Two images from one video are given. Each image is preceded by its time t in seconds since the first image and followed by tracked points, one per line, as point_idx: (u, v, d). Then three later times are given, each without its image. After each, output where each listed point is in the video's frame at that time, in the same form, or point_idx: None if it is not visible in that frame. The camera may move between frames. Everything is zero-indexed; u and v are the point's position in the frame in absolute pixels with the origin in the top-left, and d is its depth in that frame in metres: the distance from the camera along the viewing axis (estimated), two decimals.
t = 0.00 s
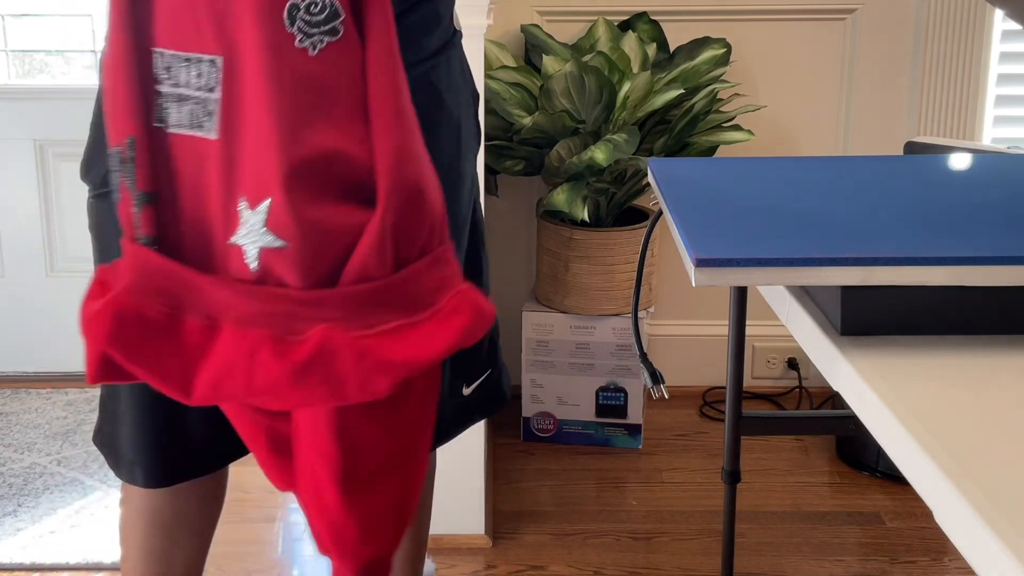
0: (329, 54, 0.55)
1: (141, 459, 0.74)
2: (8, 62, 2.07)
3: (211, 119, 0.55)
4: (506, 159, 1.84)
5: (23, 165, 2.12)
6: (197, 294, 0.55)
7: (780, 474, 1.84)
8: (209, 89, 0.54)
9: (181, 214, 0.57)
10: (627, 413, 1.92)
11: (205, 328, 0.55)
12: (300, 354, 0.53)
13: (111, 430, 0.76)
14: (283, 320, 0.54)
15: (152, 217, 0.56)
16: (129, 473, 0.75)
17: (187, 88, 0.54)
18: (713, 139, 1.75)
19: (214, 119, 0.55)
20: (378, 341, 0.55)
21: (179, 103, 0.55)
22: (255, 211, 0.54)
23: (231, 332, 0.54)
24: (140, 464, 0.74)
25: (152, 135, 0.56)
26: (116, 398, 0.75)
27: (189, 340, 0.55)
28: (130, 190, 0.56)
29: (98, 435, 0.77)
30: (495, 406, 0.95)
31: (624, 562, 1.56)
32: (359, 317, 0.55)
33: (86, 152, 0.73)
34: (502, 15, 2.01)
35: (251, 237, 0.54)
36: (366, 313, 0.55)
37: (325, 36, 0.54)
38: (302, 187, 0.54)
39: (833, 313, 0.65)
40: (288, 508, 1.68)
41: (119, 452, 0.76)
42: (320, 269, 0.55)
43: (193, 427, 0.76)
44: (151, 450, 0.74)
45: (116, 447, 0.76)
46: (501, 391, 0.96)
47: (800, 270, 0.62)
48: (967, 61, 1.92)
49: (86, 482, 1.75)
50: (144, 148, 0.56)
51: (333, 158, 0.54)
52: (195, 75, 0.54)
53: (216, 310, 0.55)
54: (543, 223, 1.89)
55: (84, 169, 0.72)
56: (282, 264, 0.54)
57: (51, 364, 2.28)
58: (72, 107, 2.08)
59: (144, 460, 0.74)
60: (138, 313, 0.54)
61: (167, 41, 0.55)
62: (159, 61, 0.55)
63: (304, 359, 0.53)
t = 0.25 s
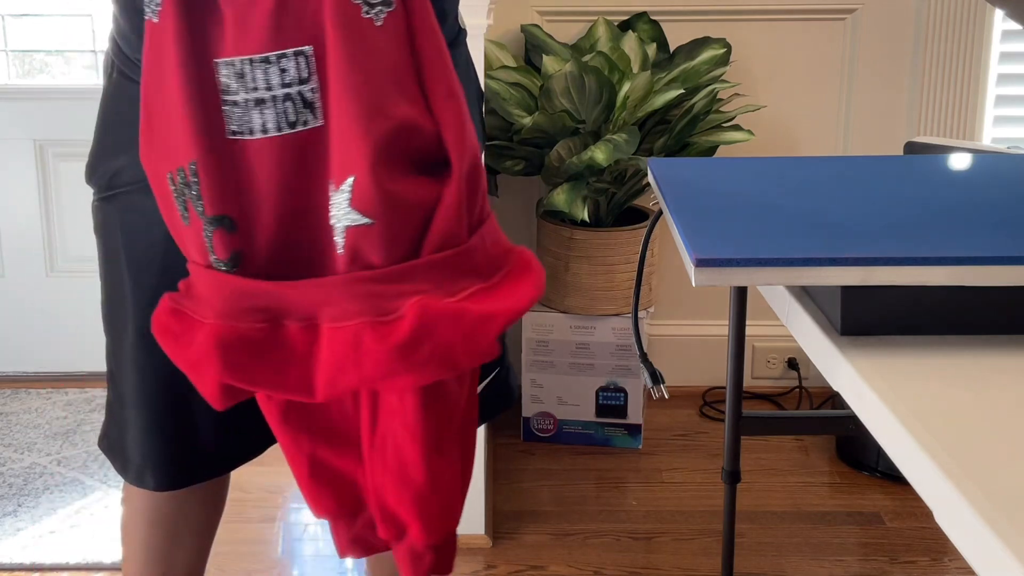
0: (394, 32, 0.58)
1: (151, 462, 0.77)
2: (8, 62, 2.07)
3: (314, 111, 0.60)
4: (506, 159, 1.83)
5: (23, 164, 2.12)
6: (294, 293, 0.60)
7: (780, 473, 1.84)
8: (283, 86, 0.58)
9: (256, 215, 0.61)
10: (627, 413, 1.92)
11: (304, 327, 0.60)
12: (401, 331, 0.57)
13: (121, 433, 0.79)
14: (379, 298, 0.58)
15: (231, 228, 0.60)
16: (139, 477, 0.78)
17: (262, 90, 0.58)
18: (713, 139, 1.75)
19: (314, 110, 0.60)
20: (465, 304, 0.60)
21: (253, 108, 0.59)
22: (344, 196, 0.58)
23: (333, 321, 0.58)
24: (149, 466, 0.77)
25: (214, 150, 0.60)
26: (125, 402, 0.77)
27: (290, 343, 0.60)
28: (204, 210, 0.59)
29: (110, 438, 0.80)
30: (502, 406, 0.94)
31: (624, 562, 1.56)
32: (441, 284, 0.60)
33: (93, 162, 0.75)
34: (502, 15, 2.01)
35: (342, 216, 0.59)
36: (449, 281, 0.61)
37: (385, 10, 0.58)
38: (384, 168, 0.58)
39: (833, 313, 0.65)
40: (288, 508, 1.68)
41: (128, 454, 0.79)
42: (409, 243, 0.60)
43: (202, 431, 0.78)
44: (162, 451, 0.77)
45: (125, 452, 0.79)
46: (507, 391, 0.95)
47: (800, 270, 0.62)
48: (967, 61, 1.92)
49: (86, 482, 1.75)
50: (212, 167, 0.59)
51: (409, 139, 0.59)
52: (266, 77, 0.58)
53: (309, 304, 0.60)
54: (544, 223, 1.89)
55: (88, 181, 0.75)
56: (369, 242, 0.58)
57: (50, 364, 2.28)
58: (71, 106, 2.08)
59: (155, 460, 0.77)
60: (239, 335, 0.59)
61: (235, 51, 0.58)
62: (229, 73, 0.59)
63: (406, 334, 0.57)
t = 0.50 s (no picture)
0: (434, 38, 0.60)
1: (163, 467, 0.77)
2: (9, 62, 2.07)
3: (356, 120, 0.61)
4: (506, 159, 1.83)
5: (23, 164, 2.12)
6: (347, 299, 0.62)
7: (780, 473, 1.84)
8: (331, 96, 0.60)
9: (300, 212, 0.62)
10: (627, 413, 1.92)
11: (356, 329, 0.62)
12: (462, 336, 0.61)
13: (129, 438, 0.79)
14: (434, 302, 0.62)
15: (281, 235, 0.62)
16: (153, 484, 0.78)
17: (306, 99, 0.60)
18: (712, 139, 1.75)
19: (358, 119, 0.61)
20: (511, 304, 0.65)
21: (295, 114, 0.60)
22: (401, 207, 0.61)
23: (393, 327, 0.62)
24: (160, 471, 0.77)
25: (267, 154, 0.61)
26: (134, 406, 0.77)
27: (343, 345, 0.62)
28: (259, 216, 0.60)
29: (115, 443, 0.80)
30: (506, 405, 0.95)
31: (624, 562, 1.56)
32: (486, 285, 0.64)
33: (98, 165, 0.75)
34: (502, 15, 2.01)
35: (403, 228, 0.61)
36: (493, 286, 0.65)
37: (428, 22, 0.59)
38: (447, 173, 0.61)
39: (833, 312, 0.65)
40: (287, 508, 1.68)
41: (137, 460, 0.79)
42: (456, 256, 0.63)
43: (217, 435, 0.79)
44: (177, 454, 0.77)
45: (134, 457, 0.79)
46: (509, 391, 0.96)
47: (800, 270, 0.62)
48: (967, 62, 1.93)
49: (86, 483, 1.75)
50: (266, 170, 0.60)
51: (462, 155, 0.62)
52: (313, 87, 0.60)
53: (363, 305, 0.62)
54: (544, 223, 1.90)
55: (93, 188, 0.75)
56: (428, 250, 0.62)
57: (50, 364, 2.28)
58: (71, 107, 2.08)
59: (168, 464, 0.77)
60: (293, 338, 0.61)
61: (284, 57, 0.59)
62: (275, 78, 0.60)
63: (465, 340, 0.61)
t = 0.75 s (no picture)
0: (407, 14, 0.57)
1: (161, 473, 0.75)
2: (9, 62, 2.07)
3: (325, 10, 0.54)
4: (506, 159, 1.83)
5: (23, 164, 2.12)
6: (327, 202, 0.54)
7: (780, 473, 1.84)
8: None
9: (268, 103, 0.55)
10: (627, 413, 1.92)
11: (324, 233, 0.53)
12: (427, 270, 0.52)
13: (127, 444, 0.77)
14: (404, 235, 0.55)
15: (257, 112, 0.55)
16: (150, 490, 0.76)
17: None
18: (712, 139, 1.75)
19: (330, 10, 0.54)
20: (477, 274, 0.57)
21: None
22: (374, 114, 0.55)
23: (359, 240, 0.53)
24: (158, 477, 0.76)
25: (247, 34, 0.54)
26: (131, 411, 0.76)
27: (305, 252, 0.53)
28: (233, 90, 0.54)
29: (111, 450, 0.78)
30: (504, 409, 0.95)
31: (624, 562, 1.56)
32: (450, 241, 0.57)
33: (96, 167, 0.73)
34: (502, 15, 2.01)
35: (374, 134, 0.55)
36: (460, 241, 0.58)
37: None
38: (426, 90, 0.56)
39: (833, 312, 0.65)
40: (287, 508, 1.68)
41: (135, 466, 0.77)
42: (419, 195, 0.57)
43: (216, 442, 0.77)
44: (172, 459, 0.75)
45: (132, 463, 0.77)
46: (507, 395, 0.96)
47: (800, 270, 0.62)
48: (967, 62, 1.93)
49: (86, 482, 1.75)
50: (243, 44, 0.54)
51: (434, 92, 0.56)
52: None
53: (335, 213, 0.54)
54: (543, 223, 1.90)
55: (90, 189, 0.74)
56: (392, 171, 0.56)
57: (50, 364, 2.28)
58: (71, 107, 2.08)
59: (166, 470, 0.75)
60: (254, 231, 0.51)
61: None
62: None
63: (427, 278, 0.52)
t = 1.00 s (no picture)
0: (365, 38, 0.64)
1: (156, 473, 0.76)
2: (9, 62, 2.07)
3: (294, 21, 0.58)
4: (506, 159, 1.83)
5: (23, 164, 2.12)
6: (243, 222, 0.55)
7: (780, 473, 1.84)
8: None
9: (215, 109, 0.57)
10: (627, 413, 1.92)
11: (244, 257, 0.55)
12: (345, 309, 0.55)
13: (122, 445, 0.78)
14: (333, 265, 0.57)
15: (197, 117, 0.56)
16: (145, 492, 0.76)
17: None
18: (712, 139, 1.75)
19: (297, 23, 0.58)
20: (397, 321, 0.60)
21: None
22: (319, 132, 0.58)
23: (279, 269, 0.55)
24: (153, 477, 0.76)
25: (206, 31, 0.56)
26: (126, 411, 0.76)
27: (224, 270, 0.55)
28: (178, 90, 0.55)
29: (105, 451, 0.79)
30: (502, 414, 0.95)
31: (624, 562, 1.56)
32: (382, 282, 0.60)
33: (92, 169, 0.73)
34: (502, 15, 2.01)
35: (319, 151, 0.58)
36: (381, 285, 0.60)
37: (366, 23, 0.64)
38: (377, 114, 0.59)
39: (833, 313, 0.65)
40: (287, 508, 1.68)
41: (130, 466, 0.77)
42: (350, 223, 0.59)
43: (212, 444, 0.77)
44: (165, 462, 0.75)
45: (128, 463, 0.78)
46: (505, 399, 0.96)
47: (800, 270, 0.62)
48: (967, 63, 1.93)
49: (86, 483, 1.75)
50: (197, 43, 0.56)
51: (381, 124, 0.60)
52: None
53: (256, 235, 0.55)
54: (543, 223, 1.90)
55: (87, 189, 0.74)
56: (332, 189, 0.58)
57: (50, 365, 2.28)
58: (71, 107, 2.08)
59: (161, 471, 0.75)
60: (180, 236, 0.53)
61: None
62: None
63: (347, 314, 0.55)
